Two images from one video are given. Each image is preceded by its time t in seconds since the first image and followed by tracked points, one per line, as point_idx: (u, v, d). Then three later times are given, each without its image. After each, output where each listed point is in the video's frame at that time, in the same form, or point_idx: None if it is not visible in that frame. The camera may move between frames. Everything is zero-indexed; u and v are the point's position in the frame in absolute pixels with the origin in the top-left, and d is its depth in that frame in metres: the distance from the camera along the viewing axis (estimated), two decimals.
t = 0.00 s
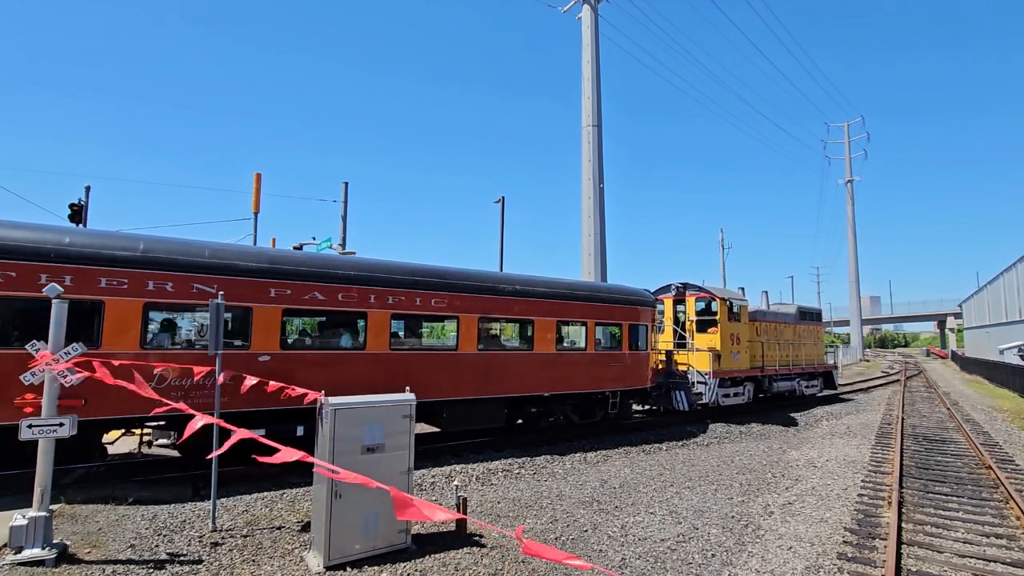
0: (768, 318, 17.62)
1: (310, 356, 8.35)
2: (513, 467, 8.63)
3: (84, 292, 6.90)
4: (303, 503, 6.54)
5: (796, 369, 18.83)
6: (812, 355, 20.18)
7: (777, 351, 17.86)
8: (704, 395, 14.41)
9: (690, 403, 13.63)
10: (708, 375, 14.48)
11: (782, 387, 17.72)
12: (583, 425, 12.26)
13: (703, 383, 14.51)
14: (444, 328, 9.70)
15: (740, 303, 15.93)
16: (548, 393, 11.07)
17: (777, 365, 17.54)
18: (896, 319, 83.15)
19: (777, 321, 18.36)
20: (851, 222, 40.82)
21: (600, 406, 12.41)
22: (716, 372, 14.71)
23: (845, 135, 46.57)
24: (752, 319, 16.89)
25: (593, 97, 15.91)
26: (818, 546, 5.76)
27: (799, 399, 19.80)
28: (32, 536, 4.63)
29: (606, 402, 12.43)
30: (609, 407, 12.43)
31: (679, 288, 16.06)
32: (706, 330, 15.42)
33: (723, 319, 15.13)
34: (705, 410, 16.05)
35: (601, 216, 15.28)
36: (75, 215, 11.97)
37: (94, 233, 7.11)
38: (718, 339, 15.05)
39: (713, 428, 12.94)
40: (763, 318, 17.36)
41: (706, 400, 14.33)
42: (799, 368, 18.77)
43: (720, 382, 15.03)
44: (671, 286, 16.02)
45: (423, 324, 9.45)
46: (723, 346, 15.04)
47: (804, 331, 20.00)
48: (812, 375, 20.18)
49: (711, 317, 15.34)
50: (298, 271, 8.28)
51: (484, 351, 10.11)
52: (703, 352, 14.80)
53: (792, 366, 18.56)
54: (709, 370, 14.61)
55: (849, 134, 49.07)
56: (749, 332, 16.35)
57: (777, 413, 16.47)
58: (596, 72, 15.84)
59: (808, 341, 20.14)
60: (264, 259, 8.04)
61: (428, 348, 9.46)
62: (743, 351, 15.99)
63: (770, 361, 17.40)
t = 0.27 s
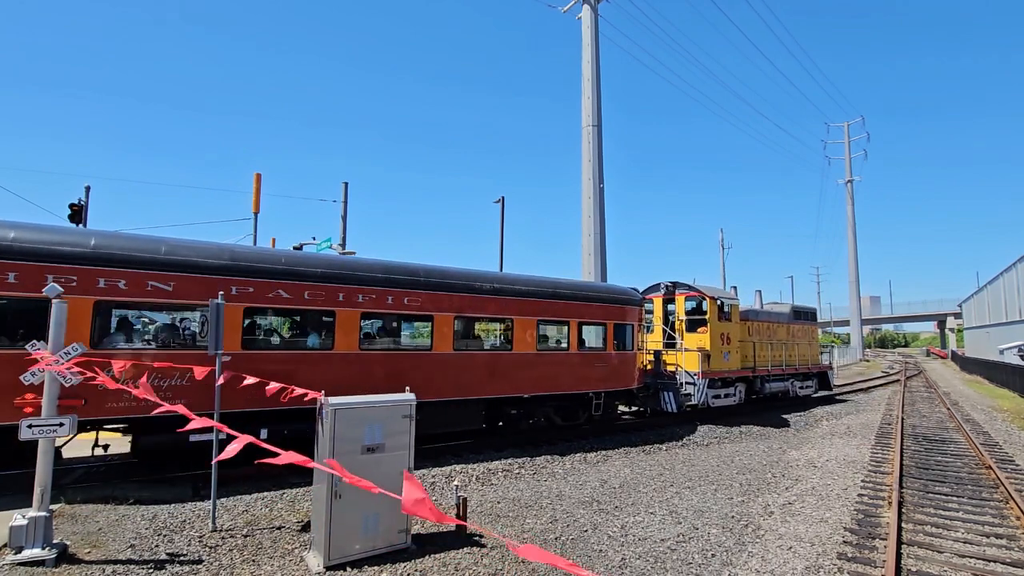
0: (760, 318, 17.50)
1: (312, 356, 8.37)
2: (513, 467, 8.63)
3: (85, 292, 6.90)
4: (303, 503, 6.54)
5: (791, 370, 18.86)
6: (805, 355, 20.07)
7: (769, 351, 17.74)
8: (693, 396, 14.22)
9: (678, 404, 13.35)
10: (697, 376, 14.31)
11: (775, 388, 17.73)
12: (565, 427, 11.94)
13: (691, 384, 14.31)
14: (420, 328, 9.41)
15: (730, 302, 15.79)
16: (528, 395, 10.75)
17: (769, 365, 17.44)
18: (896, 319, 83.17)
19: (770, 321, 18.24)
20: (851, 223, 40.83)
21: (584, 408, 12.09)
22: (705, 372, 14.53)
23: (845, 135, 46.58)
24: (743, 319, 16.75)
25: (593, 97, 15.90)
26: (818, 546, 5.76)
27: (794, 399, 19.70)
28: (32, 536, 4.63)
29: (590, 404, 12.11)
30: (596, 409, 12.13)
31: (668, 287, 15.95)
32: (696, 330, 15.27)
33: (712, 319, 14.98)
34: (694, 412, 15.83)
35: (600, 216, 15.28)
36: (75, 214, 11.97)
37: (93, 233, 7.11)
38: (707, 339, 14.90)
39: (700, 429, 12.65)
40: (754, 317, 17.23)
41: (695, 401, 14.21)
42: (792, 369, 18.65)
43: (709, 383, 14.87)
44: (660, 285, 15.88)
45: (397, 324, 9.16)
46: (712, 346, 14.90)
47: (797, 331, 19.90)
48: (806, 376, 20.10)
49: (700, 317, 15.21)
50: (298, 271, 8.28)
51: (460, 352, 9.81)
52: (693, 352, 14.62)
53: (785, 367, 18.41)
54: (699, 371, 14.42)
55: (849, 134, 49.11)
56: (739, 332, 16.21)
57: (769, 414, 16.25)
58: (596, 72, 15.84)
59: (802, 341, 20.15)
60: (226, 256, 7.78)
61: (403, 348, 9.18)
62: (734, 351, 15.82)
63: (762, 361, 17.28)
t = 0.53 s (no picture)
0: (752, 317, 17.38)
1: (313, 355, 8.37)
2: (513, 467, 8.63)
3: (85, 292, 6.90)
4: (303, 503, 6.54)
5: (785, 369, 18.86)
6: (799, 355, 20.01)
7: (762, 350, 17.61)
8: (682, 398, 14.02)
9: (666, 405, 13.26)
10: (685, 377, 14.07)
11: (766, 390, 17.66)
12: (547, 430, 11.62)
13: (680, 385, 14.11)
14: (392, 327, 9.12)
15: (721, 301, 15.52)
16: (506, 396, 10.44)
17: (761, 365, 17.30)
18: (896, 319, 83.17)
19: (762, 320, 18.12)
20: (851, 223, 40.84)
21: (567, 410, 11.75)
22: (693, 373, 14.30)
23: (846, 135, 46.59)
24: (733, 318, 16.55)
25: (593, 97, 15.91)
26: (818, 546, 5.76)
27: (789, 399, 19.64)
28: (32, 536, 4.63)
29: (572, 406, 11.75)
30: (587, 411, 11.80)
31: (657, 286, 15.65)
32: (685, 329, 14.99)
33: (701, 318, 14.70)
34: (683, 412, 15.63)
35: (600, 216, 15.28)
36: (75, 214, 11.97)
37: (92, 233, 7.11)
38: (696, 339, 14.59)
39: (689, 431, 12.43)
40: (745, 315, 17.05)
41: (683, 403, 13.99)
42: (784, 369, 18.56)
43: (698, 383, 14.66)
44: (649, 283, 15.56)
45: (382, 324, 9.02)
46: (701, 346, 14.59)
47: (791, 330, 19.83)
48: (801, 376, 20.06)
49: (689, 316, 14.94)
50: (298, 271, 8.29)
51: (433, 351, 9.48)
52: (682, 352, 14.36)
53: (777, 367, 18.29)
54: (687, 372, 14.19)
55: (849, 135, 49.17)
56: (730, 332, 15.98)
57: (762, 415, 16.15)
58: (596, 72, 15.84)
59: (798, 341, 20.18)
60: (184, 251, 7.53)
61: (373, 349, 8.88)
62: (724, 351, 15.61)
63: (754, 361, 17.17)
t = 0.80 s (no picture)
0: (744, 317, 17.36)
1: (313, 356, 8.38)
2: (513, 467, 8.63)
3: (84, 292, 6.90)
4: (303, 503, 6.54)
5: (779, 371, 18.86)
6: (793, 355, 19.97)
7: (753, 351, 17.54)
8: (670, 399, 13.91)
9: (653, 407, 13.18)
10: (673, 378, 13.94)
11: (758, 391, 17.63)
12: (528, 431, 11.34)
13: (668, 386, 13.98)
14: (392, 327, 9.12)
15: (710, 300, 15.44)
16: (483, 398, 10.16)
17: (752, 365, 17.25)
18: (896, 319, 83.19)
19: (754, 320, 18.07)
20: (851, 223, 40.87)
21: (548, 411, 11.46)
22: (681, 374, 14.18)
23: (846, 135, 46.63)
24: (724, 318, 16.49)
25: (593, 97, 15.92)
26: (818, 546, 5.76)
27: (784, 400, 19.63)
28: (32, 536, 4.63)
29: (554, 406, 11.44)
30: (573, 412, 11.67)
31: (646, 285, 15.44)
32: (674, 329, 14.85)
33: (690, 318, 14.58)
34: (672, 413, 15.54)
35: (600, 216, 15.28)
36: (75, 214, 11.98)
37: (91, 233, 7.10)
38: (685, 340, 14.49)
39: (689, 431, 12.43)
40: (734, 314, 16.96)
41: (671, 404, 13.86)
42: (777, 370, 18.47)
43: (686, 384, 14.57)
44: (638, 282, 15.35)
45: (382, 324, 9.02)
46: (690, 346, 14.50)
47: (784, 329, 19.83)
48: (795, 376, 20.09)
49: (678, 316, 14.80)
50: (298, 271, 8.29)
51: (406, 352, 9.18)
52: (670, 352, 14.23)
53: (769, 368, 18.23)
54: (675, 373, 14.07)
55: (849, 135, 49.23)
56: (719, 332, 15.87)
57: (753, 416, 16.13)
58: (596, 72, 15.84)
59: (793, 341, 20.20)
60: (138, 248, 7.23)
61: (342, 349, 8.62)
62: (713, 351, 15.49)
63: (746, 362, 17.16)
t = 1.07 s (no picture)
0: (735, 316, 17.39)
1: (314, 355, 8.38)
2: (513, 467, 8.63)
3: (84, 292, 6.90)
4: (303, 503, 6.54)
5: (773, 371, 18.84)
6: (787, 355, 19.96)
7: (745, 351, 17.52)
8: (657, 400, 13.78)
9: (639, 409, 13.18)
10: (661, 379, 13.80)
11: (749, 391, 17.59)
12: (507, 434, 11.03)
13: (655, 387, 13.84)
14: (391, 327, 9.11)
15: (698, 299, 15.40)
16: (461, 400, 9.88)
17: (743, 366, 17.20)
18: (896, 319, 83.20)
19: (746, 320, 18.09)
20: (851, 223, 40.90)
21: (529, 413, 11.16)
22: (669, 375, 14.04)
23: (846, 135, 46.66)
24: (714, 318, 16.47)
25: (593, 97, 15.92)
26: (818, 546, 5.76)
27: (778, 400, 19.61)
28: (32, 536, 4.63)
29: (535, 409, 11.20)
30: (558, 413, 11.55)
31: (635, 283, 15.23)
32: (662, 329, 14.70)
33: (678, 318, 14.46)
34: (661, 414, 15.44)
35: (600, 216, 15.28)
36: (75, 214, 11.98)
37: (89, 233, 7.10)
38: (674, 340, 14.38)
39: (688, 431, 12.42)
40: (723, 313, 16.87)
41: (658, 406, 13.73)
42: (769, 371, 18.41)
43: (675, 384, 14.51)
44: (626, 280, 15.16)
45: (381, 324, 9.02)
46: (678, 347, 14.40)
47: (778, 329, 19.84)
48: (790, 376, 20.11)
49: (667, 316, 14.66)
50: (298, 271, 8.29)
51: (377, 352, 8.91)
52: (657, 353, 14.07)
53: (761, 369, 18.16)
54: (662, 373, 13.93)
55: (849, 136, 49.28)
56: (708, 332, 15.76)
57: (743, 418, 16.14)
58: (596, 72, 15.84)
59: (787, 341, 20.21)
60: (89, 244, 6.97)
61: (310, 347, 8.34)
62: (701, 351, 15.38)
63: (736, 362, 17.14)
